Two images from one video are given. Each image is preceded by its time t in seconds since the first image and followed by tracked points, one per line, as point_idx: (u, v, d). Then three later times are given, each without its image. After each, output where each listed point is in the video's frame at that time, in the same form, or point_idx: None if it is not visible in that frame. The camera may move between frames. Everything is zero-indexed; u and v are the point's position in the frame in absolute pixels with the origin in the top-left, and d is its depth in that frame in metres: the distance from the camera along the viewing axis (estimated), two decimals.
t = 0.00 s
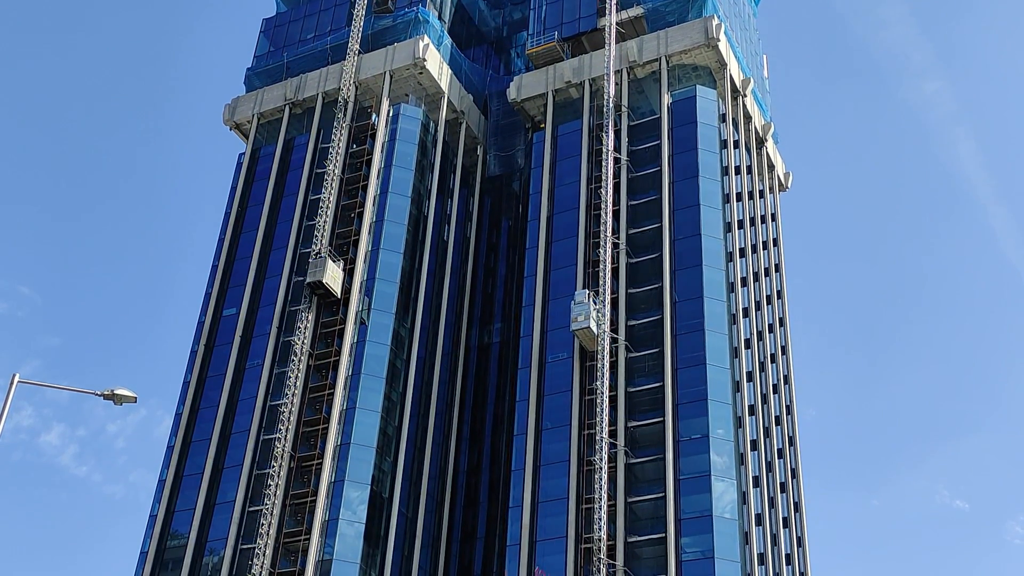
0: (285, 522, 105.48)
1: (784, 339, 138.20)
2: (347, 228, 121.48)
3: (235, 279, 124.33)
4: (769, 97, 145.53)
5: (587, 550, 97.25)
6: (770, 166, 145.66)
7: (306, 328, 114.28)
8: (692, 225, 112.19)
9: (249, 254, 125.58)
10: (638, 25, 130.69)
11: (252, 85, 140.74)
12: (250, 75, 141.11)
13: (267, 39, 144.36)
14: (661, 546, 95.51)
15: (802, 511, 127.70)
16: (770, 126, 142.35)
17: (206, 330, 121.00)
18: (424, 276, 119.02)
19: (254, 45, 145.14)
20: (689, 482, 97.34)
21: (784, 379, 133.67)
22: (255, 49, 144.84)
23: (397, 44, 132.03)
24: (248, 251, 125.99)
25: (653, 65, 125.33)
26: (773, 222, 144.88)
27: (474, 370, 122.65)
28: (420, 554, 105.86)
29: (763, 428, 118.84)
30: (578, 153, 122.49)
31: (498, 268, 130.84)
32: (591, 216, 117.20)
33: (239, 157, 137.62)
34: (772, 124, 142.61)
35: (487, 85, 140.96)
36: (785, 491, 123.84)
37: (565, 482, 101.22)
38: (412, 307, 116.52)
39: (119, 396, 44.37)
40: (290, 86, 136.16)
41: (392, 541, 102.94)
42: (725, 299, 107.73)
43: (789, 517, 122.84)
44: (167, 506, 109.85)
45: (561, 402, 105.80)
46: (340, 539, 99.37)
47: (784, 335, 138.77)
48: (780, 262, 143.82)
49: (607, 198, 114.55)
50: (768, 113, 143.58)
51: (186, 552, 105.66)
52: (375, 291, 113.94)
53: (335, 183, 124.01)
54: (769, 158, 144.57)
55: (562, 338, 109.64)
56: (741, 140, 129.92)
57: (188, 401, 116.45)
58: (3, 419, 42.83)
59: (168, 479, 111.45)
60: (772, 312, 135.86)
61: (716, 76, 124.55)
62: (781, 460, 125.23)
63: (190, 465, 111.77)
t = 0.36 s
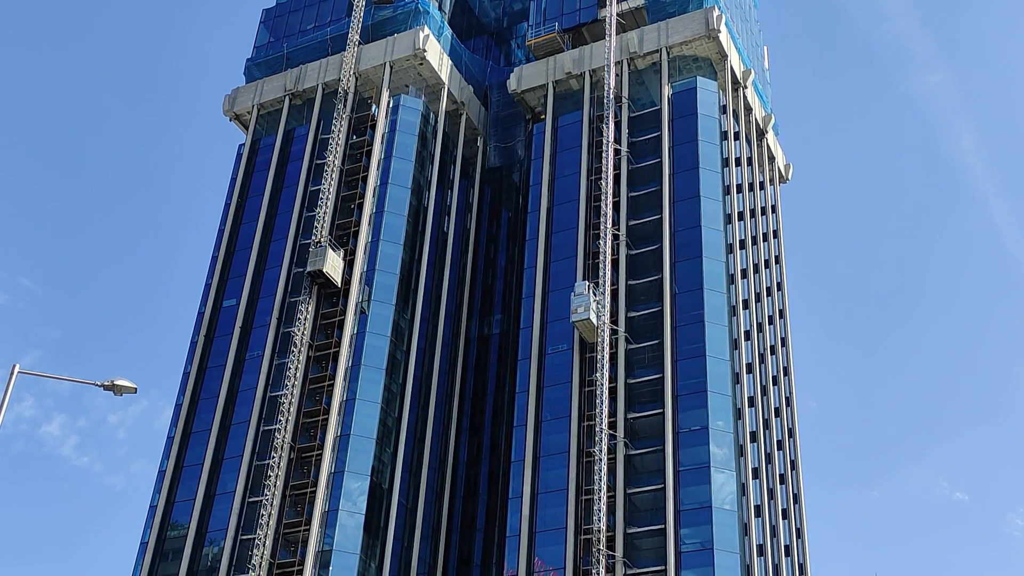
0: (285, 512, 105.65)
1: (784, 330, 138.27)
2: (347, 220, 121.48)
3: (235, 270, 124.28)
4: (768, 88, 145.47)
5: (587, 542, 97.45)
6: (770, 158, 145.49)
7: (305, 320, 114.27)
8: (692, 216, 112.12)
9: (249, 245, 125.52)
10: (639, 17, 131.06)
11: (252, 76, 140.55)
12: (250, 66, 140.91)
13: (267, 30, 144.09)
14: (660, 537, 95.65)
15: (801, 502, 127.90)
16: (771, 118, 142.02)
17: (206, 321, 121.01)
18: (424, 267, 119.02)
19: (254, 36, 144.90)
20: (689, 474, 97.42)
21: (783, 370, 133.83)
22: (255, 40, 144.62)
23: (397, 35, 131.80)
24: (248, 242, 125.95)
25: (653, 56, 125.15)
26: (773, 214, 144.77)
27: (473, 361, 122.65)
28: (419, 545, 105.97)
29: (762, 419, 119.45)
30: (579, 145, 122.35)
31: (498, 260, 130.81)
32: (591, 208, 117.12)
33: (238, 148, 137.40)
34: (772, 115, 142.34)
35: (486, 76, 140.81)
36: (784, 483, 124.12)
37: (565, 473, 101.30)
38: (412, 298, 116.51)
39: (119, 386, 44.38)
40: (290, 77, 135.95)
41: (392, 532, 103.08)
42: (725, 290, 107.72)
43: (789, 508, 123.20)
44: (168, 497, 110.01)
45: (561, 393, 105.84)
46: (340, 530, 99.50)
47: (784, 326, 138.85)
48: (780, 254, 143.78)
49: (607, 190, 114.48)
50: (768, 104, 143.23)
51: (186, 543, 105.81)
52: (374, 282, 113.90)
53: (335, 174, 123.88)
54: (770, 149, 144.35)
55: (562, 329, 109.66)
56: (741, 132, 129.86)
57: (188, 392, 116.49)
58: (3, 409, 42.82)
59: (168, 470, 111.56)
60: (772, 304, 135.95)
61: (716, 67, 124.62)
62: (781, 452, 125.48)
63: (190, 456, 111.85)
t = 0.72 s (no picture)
0: (285, 502, 105.79)
1: (784, 321, 138.42)
2: (347, 210, 121.45)
3: (234, 260, 124.22)
4: (769, 78, 145.36)
5: (586, 531, 97.63)
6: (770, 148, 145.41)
7: (305, 309, 114.26)
8: (692, 206, 112.03)
9: (248, 235, 125.43)
10: (638, 6, 131.33)
11: (251, 66, 140.26)
12: (248, 55, 140.55)
13: (266, 19, 143.77)
14: (659, 527, 95.74)
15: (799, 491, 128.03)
16: (771, 108, 141.96)
17: (206, 311, 121.01)
18: (423, 257, 119.01)
19: (254, 25, 144.58)
20: (688, 464, 97.49)
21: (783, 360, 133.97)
22: (254, 29, 144.29)
23: (396, 24, 131.55)
24: (248, 232, 125.85)
25: (653, 46, 124.70)
26: (773, 204, 144.72)
27: (473, 351, 122.74)
28: (419, 534, 106.11)
29: (761, 410, 119.83)
30: (578, 135, 122.15)
31: (498, 250, 130.79)
32: (591, 198, 116.98)
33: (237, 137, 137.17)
34: (772, 105, 142.30)
35: (486, 66, 141.02)
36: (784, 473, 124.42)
37: (564, 462, 101.41)
38: (412, 287, 116.50)
39: (119, 376, 44.37)
40: (289, 66, 135.71)
41: (391, 522, 103.22)
42: (725, 280, 107.71)
43: (787, 498, 123.59)
44: (168, 486, 110.15)
45: (561, 383, 105.89)
46: (340, 520, 99.62)
47: (784, 317, 138.93)
48: (781, 244, 143.75)
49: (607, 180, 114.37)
50: (768, 95, 143.25)
51: (186, 532, 105.99)
52: (374, 272, 113.83)
53: (334, 164, 123.74)
54: (769, 139, 144.21)
55: (561, 319, 109.63)
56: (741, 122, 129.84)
57: (188, 382, 116.54)
58: (3, 398, 42.83)
59: (168, 460, 111.67)
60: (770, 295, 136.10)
61: (716, 57, 124.82)
62: (780, 441, 125.77)
63: (190, 446, 111.96)
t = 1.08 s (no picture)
0: (284, 492, 105.96)
1: (784, 309, 138.58)
2: (345, 200, 121.42)
3: (233, 250, 124.15)
4: (769, 67, 145.35)
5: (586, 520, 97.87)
6: (770, 138, 145.40)
7: (305, 299, 114.26)
8: (691, 195, 111.91)
9: (247, 225, 125.32)
10: None
11: (248, 55, 139.90)
12: (246, 45, 140.16)
13: (264, 9, 143.43)
14: (658, 516, 95.95)
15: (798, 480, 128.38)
16: (770, 97, 141.77)
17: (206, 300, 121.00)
18: (423, 247, 119.01)
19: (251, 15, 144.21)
20: (687, 452, 97.58)
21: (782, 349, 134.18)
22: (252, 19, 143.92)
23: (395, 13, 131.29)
24: (247, 221, 125.72)
25: (652, 34, 124.66)
26: (773, 193, 144.74)
27: (472, 341, 122.84)
28: (418, 524, 106.29)
29: (761, 400, 120.23)
30: (577, 124, 121.93)
31: (497, 240, 130.78)
32: (590, 188, 116.83)
33: (235, 127, 136.91)
34: (772, 94, 142.15)
35: (486, 55, 140.91)
36: (783, 462, 124.73)
37: (564, 452, 101.54)
38: (411, 277, 116.52)
39: (118, 365, 44.39)
40: (287, 56, 135.45)
41: (390, 512, 103.38)
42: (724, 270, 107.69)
43: (786, 487, 123.96)
44: (167, 476, 110.24)
45: (560, 372, 105.96)
46: (339, 509, 99.76)
47: (784, 305, 139.02)
48: (780, 233, 143.88)
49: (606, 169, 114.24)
50: (768, 83, 143.12)
51: (186, 522, 106.15)
52: (373, 261, 113.81)
53: (333, 154, 123.60)
54: (769, 129, 144.12)
55: (560, 308, 109.59)
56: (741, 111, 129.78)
57: (187, 371, 116.59)
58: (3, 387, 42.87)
59: (167, 449, 111.76)
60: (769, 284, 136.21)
61: (716, 46, 124.51)
62: (779, 431, 126.00)
63: (189, 435, 112.05)
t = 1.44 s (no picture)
0: (284, 481, 106.16)
1: (783, 299, 138.65)
2: (345, 189, 121.37)
3: (233, 239, 124.11)
4: (769, 56, 145.19)
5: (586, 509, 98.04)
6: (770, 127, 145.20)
7: (304, 289, 114.31)
8: (691, 184, 111.83)
9: (247, 214, 125.23)
10: None
11: (247, 44, 139.60)
12: (245, 33, 139.88)
13: None
14: (657, 504, 96.14)
15: (798, 469, 128.60)
16: (770, 86, 141.52)
17: (205, 290, 121.02)
18: (422, 236, 119.02)
19: (250, 5, 144.34)
20: (687, 442, 97.69)
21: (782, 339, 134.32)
22: (250, 8, 143.97)
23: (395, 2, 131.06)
24: (246, 211, 125.63)
25: (652, 23, 124.33)
26: (772, 182, 144.58)
27: (472, 330, 122.90)
28: (418, 513, 106.48)
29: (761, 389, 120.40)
30: (577, 113, 121.76)
31: (497, 229, 130.59)
32: (590, 177, 116.75)
33: (234, 116, 136.72)
34: (772, 83, 141.88)
35: (485, 44, 140.70)
36: (783, 452, 124.99)
37: (563, 441, 101.67)
38: (410, 267, 116.54)
39: (118, 354, 44.42)
40: (286, 45, 135.27)
41: (390, 501, 103.53)
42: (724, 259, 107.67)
43: (785, 476, 124.25)
44: (168, 466, 110.37)
45: (560, 361, 106.01)
46: (339, 498, 99.93)
47: (784, 295, 139.08)
48: (780, 223, 143.88)
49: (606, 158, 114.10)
50: (768, 73, 142.81)
51: (186, 511, 106.35)
52: (373, 251, 113.82)
53: (332, 143, 123.50)
54: (769, 118, 143.93)
55: (560, 298, 109.59)
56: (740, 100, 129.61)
57: (187, 361, 116.68)
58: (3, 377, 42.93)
59: (167, 439, 111.89)
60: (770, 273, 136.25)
61: (715, 35, 124.16)
62: (779, 420, 126.22)
63: (189, 425, 112.17)
